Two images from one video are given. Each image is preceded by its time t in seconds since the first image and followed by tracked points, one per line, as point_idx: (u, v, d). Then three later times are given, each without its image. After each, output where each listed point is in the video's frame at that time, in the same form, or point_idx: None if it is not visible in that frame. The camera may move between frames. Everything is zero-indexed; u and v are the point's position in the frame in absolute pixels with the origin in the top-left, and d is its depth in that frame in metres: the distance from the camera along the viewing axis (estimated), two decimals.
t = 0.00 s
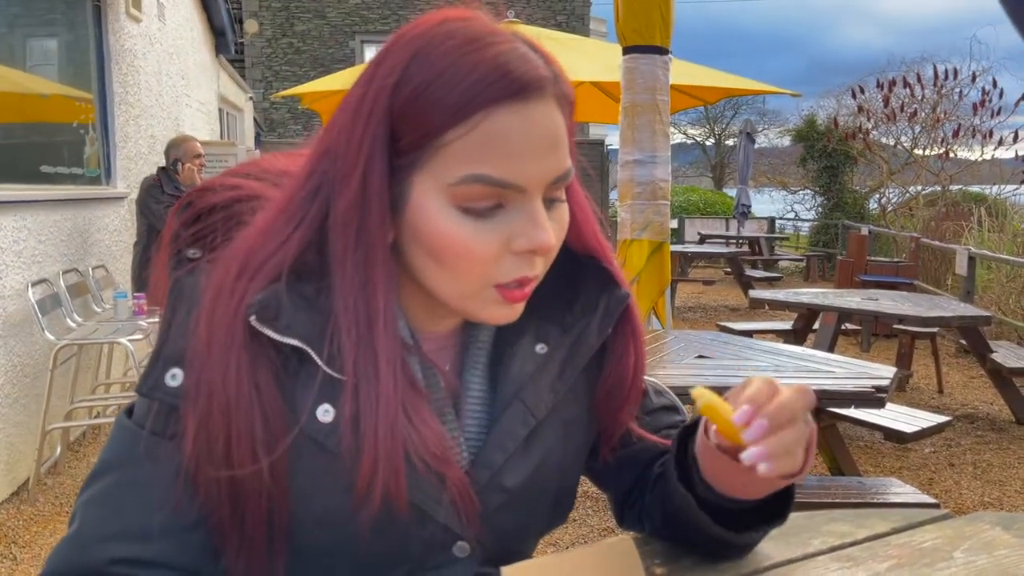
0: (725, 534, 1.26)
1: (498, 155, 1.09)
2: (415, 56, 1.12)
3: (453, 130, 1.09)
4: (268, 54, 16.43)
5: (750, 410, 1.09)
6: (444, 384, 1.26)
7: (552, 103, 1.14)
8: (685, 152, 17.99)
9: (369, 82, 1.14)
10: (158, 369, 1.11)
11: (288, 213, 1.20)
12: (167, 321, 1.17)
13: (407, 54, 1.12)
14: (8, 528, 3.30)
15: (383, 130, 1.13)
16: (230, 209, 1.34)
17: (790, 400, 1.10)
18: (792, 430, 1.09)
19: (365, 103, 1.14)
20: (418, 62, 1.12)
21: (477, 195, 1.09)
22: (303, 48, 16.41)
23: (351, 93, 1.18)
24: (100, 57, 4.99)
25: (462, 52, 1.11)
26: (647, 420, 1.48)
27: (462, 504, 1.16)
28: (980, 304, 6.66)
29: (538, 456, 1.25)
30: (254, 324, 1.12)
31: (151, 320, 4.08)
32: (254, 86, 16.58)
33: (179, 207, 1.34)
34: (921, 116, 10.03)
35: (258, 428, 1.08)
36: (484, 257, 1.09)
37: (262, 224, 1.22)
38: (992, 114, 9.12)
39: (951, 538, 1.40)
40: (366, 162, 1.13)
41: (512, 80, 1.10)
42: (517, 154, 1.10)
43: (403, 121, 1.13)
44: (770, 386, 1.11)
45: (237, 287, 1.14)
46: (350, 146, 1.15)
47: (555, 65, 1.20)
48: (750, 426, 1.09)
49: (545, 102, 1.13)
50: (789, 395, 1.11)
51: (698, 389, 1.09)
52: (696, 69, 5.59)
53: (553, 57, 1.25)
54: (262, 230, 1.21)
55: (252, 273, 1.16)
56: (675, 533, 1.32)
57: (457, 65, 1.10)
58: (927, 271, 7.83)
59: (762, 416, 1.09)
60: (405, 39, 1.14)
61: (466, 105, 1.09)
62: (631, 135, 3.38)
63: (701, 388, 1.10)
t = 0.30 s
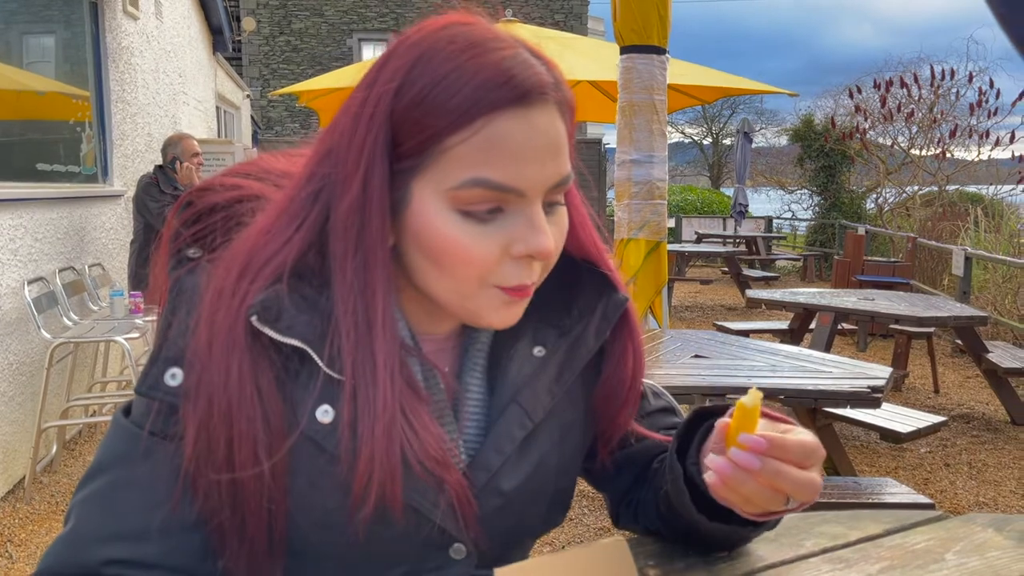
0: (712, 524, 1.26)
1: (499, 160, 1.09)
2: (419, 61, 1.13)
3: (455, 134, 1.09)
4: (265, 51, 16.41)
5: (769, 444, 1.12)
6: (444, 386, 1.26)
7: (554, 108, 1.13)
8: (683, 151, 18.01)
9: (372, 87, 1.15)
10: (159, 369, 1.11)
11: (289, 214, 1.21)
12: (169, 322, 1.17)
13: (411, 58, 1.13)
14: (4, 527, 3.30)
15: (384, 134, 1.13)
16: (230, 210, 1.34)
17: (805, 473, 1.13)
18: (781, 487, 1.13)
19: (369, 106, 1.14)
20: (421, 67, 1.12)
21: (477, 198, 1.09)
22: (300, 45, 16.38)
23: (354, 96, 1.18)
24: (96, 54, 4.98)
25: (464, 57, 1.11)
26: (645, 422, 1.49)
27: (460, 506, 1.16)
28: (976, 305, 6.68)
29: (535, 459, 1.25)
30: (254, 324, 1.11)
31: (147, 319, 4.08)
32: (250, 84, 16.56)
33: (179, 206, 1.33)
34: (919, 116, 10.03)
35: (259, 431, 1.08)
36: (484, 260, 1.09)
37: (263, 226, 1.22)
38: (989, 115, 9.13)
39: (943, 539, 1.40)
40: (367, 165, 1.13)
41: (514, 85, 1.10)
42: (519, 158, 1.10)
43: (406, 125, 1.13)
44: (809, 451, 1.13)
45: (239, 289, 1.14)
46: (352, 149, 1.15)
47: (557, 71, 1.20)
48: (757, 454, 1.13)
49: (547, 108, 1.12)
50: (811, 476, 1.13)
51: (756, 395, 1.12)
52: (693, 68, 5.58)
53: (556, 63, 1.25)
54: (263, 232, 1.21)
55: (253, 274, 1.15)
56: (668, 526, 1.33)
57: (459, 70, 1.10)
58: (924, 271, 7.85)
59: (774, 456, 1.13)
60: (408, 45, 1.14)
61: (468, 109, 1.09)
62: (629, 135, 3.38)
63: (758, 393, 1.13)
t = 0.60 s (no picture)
0: (711, 522, 1.23)
1: (498, 157, 1.06)
2: (418, 55, 1.10)
3: (455, 130, 1.07)
4: (263, 49, 16.38)
5: (771, 441, 1.09)
6: (443, 384, 1.23)
7: (555, 105, 1.10)
8: (682, 150, 17.99)
9: (372, 81, 1.13)
10: (154, 366, 1.08)
11: (286, 211, 1.19)
12: (165, 318, 1.14)
13: (410, 51, 1.10)
14: None
15: (382, 130, 1.11)
16: (227, 205, 1.31)
17: (806, 469, 1.11)
18: (783, 484, 1.11)
19: (367, 101, 1.12)
20: (420, 61, 1.09)
21: (476, 194, 1.06)
22: (299, 43, 16.34)
23: (353, 91, 1.16)
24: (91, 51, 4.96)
25: (464, 52, 1.08)
26: (645, 421, 1.46)
27: (459, 505, 1.13)
28: (977, 304, 6.66)
29: (535, 458, 1.22)
30: (252, 320, 1.09)
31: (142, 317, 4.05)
32: (248, 81, 16.55)
33: (175, 202, 1.30)
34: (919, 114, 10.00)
35: (256, 428, 1.06)
36: (482, 258, 1.06)
37: (260, 221, 1.19)
38: (990, 114, 9.10)
39: (945, 539, 1.38)
40: (366, 159, 1.11)
41: (513, 81, 1.07)
42: (518, 154, 1.07)
43: (404, 120, 1.10)
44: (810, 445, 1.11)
45: (236, 285, 1.11)
46: (350, 145, 1.13)
47: (560, 66, 1.17)
48: (760, 451, 1.10)
49: (548, 103, 1.09)
50: (812, 472, 1.11)
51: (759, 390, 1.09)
52: (693, 65, 5.55)
53: (558, 58, 1.21)
54: (260, 227, 1.18)
55: (250, 270, 1.13)
56: (667, 526, 1.30)
57: (458, 65, 1.07)
58: (924, 270, 7.83)
59: (776, 452, 1.10)
60: (408, 39, 1.12)
61: (467, 105, 1.06)
62: (628, 132, 3.35)
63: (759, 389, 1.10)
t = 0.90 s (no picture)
0: (708, 518, 1.25)
1: (496, 151, 1.09)
2: (414, 51, 1.12)
3: (453, 126, 1.09)
4: (262, 49, 16.40)
5: (765, 435, 1.12)
6: (444, 382, 1.25)
7: (550, 100, 1.13)
8: (679, 151, 18.04)
9: (369, 79, 1.14)
10: (155, 364, 1.11)
11: (287, 207, 1.21)
12: (167, 316, 1.17)
13: (406, 49, 1.12)
14: None
15: (380, 126, 1.13)
16: (228, 203, 1.33)
17: (800, 464, 1.13)
18: (777, 478, 1.13)
19: (364, 99, 1.14)
20: (417, 57, 1.11)
21: (474, 190, 1.08)
22: (297, 43, 16.34)
23: (351, 89, 1.17)
24: (92, 51, 4.98)
25: (460, 49, 1.10)
26: (643, 419, 1.49)
27: (457, 502, 1.15)
28: (973, 304, 6.69)
29: (532, 456, 1.24)
30: (253, 317, 1.12)
31: (143, 316, 4.07)
32: (247, 81, 16.59)
33: (176, 200, 1.32)
34: (915, 116, 10.03)
35: (257, 424, 1.08)
36: (481, 253, 1.08)
37: (260, 219, 1.21)
38: (986, 115, 9.14)
39: (940, 537, 1.40)
40: (365, 155, 1.13)
41: (509, 76, 1.09)
42: (514, 150, 1.09)
43: (402, 117, 1.12)
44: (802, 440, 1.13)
45: (238, 282, 1.13)
46: (349, 142, 1.14)
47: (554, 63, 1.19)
48: (753, 445, 1.12)
49: (543, 98, 1.12)
50: (806, 467, 1.13)
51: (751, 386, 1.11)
52: (691, 67, 5.58)
53: (551, 55, 1.23)
54: (262, 225, 1.21)
55: (252, 267, 1.16)
56: (665, 523, 1.32)
57: (455, 61, 1.10)
58: (920, 271, 7.86)
59: (769, 446, 1.12)
60: (404, 37, 1.13)
61: (464, 101, 1.08)
62: (627, 133, 3.37)
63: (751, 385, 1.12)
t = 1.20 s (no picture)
0: (705, 519, 1.26)
1: (486, 145, 1.10)
2: (406, 50, 1.13)
3: (444, 121, 1.10)
4: (261, 49, 16.42)
5: (765, 439, 1.12)
6: (443, 381, 1.26)
7: (541, 96, 1.14)
8: (679, 152, 18.06)
9: (363, 77, 1.16)
10: (157, 362, 1.12)
11: (289, 203, 1.22)
12: (168, 314, 1.18)
13: (399, 48, 1.14)
14: None
15: (375, 124, 1.14)
16: (229, 203, 1.34)
17: (800, 467, 1.14)
18: (776, 481, 1.14)
19: (359, 97, 1.15)
20: (408, 56, 1.13)
21: (466, 183, 1.09)
22: (297, 43, 16.36)
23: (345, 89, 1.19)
24: (93, 52, 4.99)
25: (451, 47, 1.12)
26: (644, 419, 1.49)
27: (457, 501, 1.16)
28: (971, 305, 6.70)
29: (530, 456, 1.25)
30: (254, 315, 1.13)
31: (144, 317, 4.07)
32: (246, 81, 16.61)
33: (177, 200, 1.33)
34: (914, 117, 10.05)
35: (258, 420, 1.09)
36: (473, 246, 1.09)
37: (261, 217, 1.22)
38: (985, 116, 9.16)
39: (938, 538, 1.41)
40: (358, 150, 1.14)
41: (497, 71, 1.10)
42: (504, 144, 1.10)
43: (394, 114, 1.14)
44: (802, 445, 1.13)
45: (239, 279, 1.14)
46: (342, 139, 1.16)
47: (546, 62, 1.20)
48: (753, 448, 1.13)
49: (534, 93, 1.13)
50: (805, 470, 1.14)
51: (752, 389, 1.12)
52: (690, 68, 5.59)
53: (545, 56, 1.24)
54: (262, 224, 1.21)
55: (253, 264, 1.17)
56: (665, 523, 1.33)
57: (446, 58, 1.11)
58: (918, 272, 7.87)
59: (769, 450, 1.13)
60: (397, 37, 1.15)
61: (455, 95, 1.09)
62: (626, 135, 3.38)
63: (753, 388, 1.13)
